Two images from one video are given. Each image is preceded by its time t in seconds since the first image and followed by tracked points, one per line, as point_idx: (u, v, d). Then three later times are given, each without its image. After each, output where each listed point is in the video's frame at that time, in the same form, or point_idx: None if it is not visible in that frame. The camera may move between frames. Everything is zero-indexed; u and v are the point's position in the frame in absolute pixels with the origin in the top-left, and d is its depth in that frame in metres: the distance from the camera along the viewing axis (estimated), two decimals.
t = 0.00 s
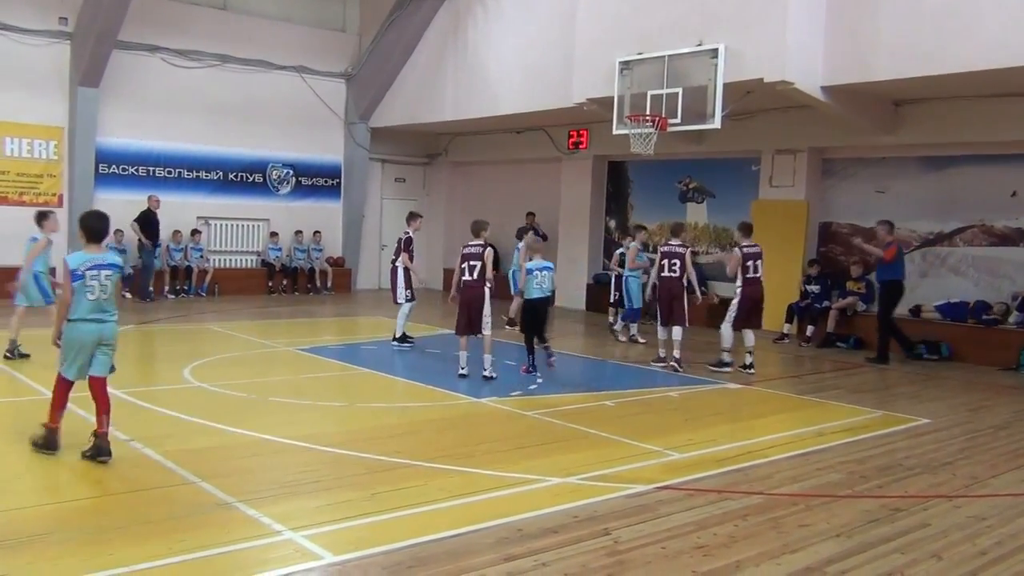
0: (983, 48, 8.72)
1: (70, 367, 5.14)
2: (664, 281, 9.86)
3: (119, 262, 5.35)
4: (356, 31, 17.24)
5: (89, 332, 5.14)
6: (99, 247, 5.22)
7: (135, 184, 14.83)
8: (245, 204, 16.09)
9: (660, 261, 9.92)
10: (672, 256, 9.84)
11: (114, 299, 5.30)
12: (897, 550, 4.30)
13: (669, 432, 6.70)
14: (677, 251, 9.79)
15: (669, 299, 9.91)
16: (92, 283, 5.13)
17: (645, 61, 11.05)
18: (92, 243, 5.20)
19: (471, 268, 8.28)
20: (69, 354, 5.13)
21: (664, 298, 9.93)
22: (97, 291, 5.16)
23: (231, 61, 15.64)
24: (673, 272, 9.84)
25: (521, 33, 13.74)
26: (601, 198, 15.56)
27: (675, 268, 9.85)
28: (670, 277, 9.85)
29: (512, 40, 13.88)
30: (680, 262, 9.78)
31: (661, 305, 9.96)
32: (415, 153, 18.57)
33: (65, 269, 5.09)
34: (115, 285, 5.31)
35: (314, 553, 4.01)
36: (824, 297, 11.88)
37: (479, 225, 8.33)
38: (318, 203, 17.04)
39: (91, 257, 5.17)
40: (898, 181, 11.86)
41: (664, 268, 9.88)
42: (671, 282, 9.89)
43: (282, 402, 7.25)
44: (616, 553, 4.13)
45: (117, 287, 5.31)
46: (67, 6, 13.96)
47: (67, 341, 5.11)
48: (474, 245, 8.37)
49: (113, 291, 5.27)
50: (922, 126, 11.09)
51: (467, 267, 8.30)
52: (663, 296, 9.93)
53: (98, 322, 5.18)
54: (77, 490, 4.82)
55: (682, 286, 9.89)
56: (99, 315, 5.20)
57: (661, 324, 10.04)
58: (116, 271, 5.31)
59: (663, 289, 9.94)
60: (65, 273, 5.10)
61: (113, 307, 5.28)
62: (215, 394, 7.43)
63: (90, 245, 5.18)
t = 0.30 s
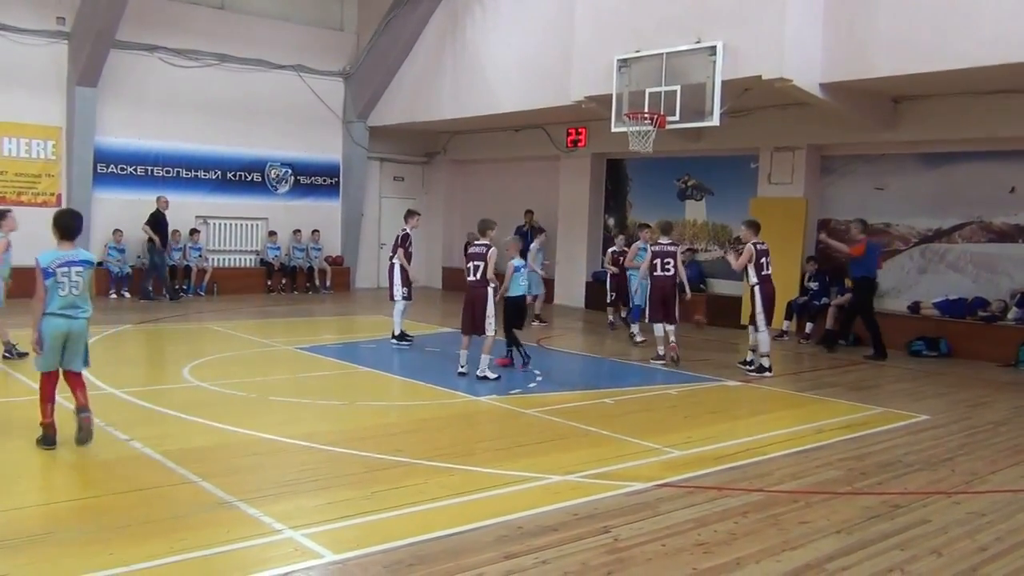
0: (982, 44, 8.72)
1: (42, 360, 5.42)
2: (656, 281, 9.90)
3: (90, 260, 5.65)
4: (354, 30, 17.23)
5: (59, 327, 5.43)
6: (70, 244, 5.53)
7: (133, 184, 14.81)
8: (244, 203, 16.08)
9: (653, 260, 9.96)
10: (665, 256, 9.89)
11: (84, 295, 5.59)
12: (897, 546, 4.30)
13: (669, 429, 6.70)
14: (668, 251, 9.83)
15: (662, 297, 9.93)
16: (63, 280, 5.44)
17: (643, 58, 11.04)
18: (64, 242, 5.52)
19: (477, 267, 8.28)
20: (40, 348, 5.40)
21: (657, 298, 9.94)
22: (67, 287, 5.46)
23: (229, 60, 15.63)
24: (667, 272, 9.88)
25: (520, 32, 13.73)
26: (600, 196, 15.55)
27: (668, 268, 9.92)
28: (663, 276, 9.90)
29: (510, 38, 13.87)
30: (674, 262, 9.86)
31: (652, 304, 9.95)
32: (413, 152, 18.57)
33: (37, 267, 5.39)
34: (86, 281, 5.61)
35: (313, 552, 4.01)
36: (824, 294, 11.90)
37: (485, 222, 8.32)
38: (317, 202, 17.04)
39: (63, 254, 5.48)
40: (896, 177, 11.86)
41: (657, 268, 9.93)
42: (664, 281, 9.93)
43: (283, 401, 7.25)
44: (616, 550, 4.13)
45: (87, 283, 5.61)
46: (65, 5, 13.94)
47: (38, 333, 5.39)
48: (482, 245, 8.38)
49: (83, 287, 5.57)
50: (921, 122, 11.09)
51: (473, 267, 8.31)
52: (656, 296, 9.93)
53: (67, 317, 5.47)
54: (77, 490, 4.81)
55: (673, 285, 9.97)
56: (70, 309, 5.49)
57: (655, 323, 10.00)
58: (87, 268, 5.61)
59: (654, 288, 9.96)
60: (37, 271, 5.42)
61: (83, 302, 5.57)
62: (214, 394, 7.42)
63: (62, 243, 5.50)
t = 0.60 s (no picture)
0: (982, 40, 8.71)
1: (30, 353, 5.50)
2: (652, 275, 10.02)
3: (85, 257, 5.67)
4: (353, 27, 17.20)
5: (43, 320, 5.47)
6: (60, 240, 5.58)
7: (132, 182, 14.80)
8: (243, 200, 16.06)
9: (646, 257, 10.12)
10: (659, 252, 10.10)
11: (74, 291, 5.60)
12: (897, 543, 4.30)
13: (669, 426, 6.71)
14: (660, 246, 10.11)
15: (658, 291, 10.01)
16: (47, 274, 5.49)
17: (643, 55, 11.03)
18: (57, 238, 5.59)
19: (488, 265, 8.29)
20: (29, 341, 5.49)
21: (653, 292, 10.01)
22: (52, 281, 5.50)
23: (228, 58, 15.62)
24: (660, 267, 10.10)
25: (519, 29, 13.71)
26: (600, 192, 15.54)
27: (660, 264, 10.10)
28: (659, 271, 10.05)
29: (508, 35, 13.86)
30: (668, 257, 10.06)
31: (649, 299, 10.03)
32: (413, 149, 18.56)
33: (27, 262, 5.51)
34: (79, 278, 5.62)
35: (314, 549, 4.01)
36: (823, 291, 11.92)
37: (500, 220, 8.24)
38: (316, 200, 17.02)
39: (53, 249, 5.55)
40: (896, 174, 11.85)
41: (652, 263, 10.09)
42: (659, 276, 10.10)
43: (282, 399, 7.24)
44: (617, 548, 4.13)
45: (78, 279, 5.62)
46: (63, 3, 13.92)
47: (26, 326, 5.49)
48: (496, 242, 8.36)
49: (72, 283, 5.58)
50: (921, 118, 11.09)
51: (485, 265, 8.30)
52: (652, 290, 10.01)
53: (53, 311, 5.51)
54: (77, 488, 4.81)
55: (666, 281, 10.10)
56: (58, 304, 5.53)
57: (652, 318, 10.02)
58: (79, 265, 5.63)
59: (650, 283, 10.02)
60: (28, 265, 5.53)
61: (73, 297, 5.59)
62: (215, 391, 7.42)
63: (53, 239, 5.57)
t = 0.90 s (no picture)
0: (981, 34, 8.68)
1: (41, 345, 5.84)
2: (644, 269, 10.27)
3: (88, 253, 5.87)
4: (352, 23, 17.15)
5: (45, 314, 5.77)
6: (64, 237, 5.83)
7: (131, 179, 14.79)
8: (243, 197, 16.05)
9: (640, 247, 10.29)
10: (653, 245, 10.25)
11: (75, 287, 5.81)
12: (898, 539, 4.29)
13: (669, 422, 6.70)
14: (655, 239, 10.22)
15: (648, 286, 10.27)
16: (48, 270, 5.76)
17: (642, 51, 11.01)
18: (63, 236, 5.85)
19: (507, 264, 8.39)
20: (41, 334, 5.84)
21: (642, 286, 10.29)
22: (51, 277, 5.76)
23: (227, 55, 15.59)
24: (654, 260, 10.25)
25: (518, 24, 13.68)
26: (599, 189, 15.53)
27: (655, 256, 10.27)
28: (651, 264, 10.27)
29: (507, 31, 13.84)
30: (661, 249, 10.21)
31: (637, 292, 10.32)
32: (412, 146, 18.56)
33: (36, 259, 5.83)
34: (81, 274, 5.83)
35: (313, 547, 4.00)
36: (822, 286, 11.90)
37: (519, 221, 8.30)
38: (316, 197, 17.01)
39: (57, 246, 5.82)
40: (896, 169, 11.83)
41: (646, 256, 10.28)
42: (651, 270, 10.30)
43: (282, 396, 7.24)
44: (616, 544, 4.12)
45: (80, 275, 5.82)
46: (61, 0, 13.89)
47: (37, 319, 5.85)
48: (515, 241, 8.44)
49: (72, 278, 5.80)
50: (921, 114, 11.07)
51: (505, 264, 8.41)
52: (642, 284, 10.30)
53: (54, 305, 5.78)
54: (76, 486, 4.81)
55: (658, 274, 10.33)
56: (59, 299, 5.78)
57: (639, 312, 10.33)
58: (82, 261, 5.84)
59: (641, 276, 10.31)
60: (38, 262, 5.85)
61: (75, 293, 5.81)
62: (214, 389, 7.42)
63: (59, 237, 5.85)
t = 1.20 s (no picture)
0: (982, 30, 8.63)
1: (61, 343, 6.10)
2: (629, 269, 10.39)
3: (92, 253, 6.00)
4: (354, 24, 17.14)
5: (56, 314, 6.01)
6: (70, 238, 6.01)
7: (133, 182, 14.79)
8: (245, 199, 16.04)
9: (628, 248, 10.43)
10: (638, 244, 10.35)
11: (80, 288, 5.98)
12: (899, 541, 4.25)
13: (670, 424, 6.66)
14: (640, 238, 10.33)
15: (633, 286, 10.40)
16: (57, 272, 5.98)
17: (643, 50, 10.97)
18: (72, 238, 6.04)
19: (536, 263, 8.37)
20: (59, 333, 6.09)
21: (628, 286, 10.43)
22: (59, 279, 5.97)
23: (228, 56, 15.59)
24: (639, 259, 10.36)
25: (519, 24, 13.65)
26: (601, 189, 15.49)
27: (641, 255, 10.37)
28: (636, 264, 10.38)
29: (508, 30, 13.81)
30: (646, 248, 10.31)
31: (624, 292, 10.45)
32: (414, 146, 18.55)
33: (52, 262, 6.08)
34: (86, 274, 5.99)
35: (309, 552, 3.97)
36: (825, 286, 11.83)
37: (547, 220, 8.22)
38: (318, 198, 17.00)
39: (65, 249, 6.02)
40: (899, 167, 11.77)
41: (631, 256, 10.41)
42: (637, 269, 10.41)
43: (282, 399, 7.21)
44: (615, 548, 4.09)
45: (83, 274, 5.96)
46: (61, 3, 13.89)
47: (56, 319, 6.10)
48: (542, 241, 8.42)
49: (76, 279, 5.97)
50: (923, 111, 11.02)
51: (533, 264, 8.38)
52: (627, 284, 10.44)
53: (63, 305, 5.99)
54: (73, 490, 4.79)
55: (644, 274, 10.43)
56: (68, 299, 5.98)
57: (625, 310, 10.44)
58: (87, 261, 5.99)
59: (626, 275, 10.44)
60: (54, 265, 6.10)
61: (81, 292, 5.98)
62: (215, 392, 7.40)
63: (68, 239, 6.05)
